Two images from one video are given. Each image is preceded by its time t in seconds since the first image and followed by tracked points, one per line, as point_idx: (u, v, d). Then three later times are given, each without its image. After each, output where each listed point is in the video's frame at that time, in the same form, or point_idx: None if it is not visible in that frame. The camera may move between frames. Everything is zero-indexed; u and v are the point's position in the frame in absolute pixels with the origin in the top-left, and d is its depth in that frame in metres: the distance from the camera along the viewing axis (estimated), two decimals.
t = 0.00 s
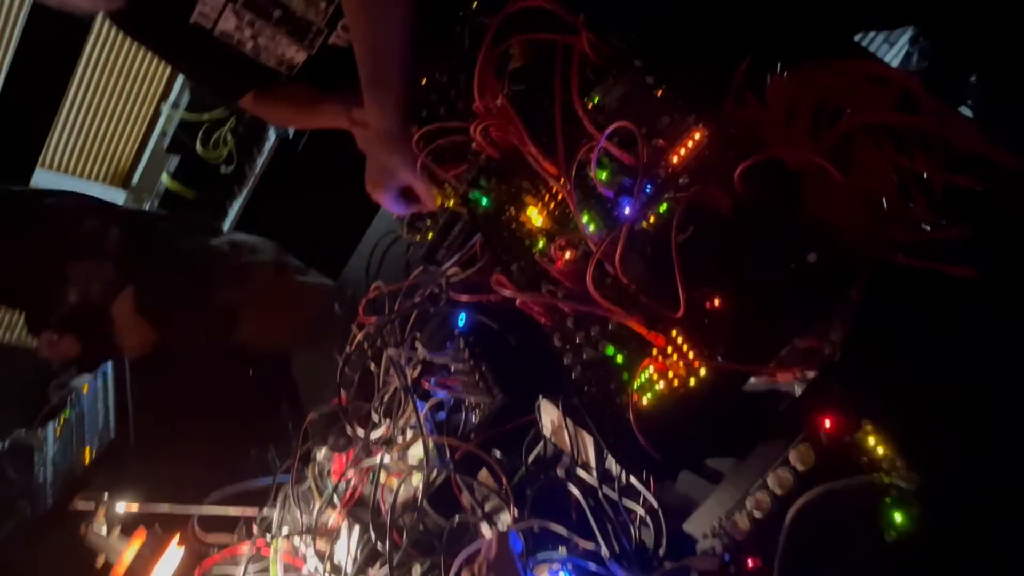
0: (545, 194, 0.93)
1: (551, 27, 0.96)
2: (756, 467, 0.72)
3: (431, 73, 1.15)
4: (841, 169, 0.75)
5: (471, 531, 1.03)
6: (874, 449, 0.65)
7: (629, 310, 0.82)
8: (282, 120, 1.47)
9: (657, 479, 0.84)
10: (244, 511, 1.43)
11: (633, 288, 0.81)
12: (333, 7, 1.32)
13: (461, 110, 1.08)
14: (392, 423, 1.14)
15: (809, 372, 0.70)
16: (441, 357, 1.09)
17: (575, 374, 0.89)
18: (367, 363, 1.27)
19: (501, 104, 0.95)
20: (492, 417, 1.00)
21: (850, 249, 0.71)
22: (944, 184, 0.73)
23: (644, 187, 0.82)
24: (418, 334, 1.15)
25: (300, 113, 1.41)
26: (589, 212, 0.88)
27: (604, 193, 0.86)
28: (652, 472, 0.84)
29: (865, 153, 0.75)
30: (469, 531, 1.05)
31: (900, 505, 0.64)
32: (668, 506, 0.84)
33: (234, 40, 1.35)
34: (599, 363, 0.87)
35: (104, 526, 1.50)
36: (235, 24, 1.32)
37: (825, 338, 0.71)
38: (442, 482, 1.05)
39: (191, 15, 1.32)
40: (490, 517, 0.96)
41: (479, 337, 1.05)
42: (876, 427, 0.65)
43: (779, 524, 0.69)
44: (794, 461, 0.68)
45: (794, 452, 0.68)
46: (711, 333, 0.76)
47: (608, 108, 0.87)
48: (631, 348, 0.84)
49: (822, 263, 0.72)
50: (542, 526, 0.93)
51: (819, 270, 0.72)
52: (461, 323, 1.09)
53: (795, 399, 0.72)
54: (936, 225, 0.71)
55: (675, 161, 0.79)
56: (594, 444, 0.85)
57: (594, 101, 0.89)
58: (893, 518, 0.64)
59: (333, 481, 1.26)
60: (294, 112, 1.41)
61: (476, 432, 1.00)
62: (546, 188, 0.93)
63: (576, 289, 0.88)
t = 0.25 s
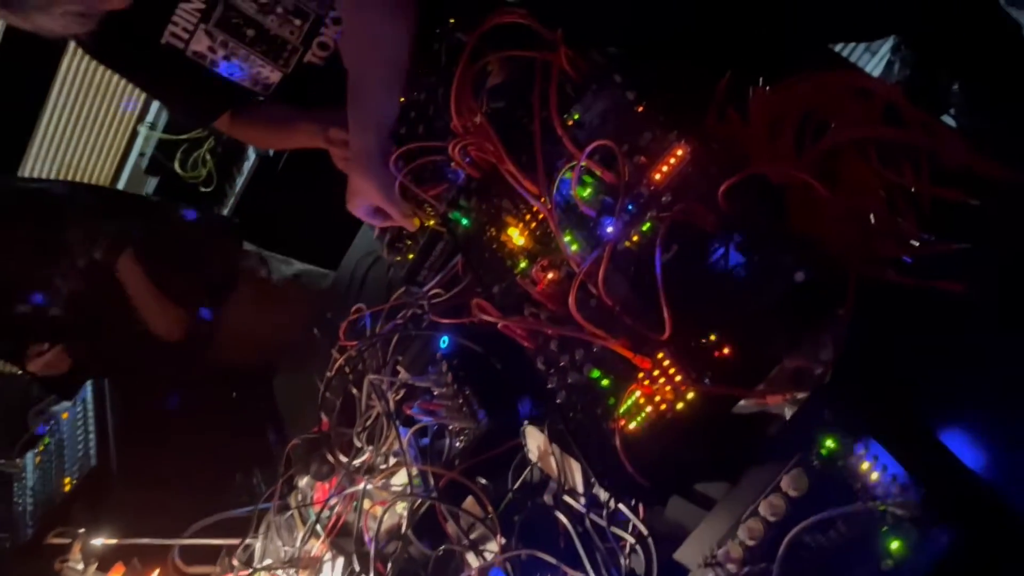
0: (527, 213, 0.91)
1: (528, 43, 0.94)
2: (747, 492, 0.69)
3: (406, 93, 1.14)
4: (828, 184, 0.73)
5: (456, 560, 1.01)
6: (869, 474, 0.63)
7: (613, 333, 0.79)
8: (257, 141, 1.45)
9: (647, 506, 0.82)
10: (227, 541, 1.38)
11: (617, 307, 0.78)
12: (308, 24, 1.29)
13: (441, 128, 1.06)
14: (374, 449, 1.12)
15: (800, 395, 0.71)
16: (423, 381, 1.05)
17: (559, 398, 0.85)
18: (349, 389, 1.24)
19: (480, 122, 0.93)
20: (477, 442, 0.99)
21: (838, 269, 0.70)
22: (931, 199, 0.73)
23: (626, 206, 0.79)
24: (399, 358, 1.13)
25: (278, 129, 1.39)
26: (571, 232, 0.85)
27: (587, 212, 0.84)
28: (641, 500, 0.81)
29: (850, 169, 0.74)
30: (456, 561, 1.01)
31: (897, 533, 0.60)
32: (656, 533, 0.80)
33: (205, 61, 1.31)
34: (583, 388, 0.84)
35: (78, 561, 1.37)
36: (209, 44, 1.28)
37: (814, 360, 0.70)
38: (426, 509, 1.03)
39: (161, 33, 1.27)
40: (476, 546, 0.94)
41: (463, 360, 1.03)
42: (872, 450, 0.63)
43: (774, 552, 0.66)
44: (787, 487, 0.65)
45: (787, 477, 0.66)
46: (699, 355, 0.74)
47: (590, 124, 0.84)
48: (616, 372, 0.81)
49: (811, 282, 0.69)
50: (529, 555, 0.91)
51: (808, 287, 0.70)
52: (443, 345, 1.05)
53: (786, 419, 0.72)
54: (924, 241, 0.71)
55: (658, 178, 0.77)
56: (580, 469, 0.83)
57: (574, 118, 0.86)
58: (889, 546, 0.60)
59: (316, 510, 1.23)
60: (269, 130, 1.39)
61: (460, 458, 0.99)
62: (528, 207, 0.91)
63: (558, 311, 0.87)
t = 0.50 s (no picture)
0: (500, 216, 0.88)
1: (502, 37, 0.89)
2: (717, 509, 0.67)
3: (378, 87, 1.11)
4: (808, 193, 0.71)
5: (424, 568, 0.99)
6: (846, 498, 0.62)
7: (587, 344, 0.76)
8: (223, 134, 1.40)
9: (619, 518, 0.80)
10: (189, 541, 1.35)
11: (591, 317, 0.75)
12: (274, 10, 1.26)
13: (412, 124, 1.03)
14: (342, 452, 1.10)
15: (777, 410, 0.68)
16: (391, 386, 1.01)
17: (531, 409, 0.82)
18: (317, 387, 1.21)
19: (452, 120, 0.89)
20: (449, 448, 0.97)
21: (820, 288, 0.66)
22: (917, 214, 0.71)
23: (603, 211, 0.75)
24: (368, 359, 1.09)
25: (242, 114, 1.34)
26: (544, 235, 0.82)
27: (562, 216, 0.80)
28: (613, 513, 0.79)
29: (833, 178, 0.71)
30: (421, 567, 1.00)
31: (872, 559, 0.60)
32: (627, 547, 0.79)
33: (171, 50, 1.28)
34: (554, 399, 0.80)
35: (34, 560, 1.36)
36: (172, 33, 1.25)
37: (791, 374, 0.68)
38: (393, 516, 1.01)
39: (123, 26, 1.25)
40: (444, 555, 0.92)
41: (435, 366, 1.00)
42: (846, 475, 0.62)
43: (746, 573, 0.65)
44: (759, 508, 0.64)
45: (760, 498, 0.64)
46: (673, 366, 0.72)
47: (566, 125, 0.80)
48: (589, 384, 0.77)
49: (787, 296, 0.67)
50: (498, 567, 0.88)
51: (785, 301, 0.67)
52: (413, 348, 1.01)
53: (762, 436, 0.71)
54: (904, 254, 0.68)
55: (633, 184, 0.75)
56: (551, 480, 0.82)
57: (550, 117, 0.81)
58: (864, 571, 0.60)
59: (281, 512, 1.18)
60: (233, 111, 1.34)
61: (430, 465, 0.98)
62: (501, 209, 0.88)
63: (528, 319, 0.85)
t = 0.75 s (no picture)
0: (484, 171, 0.86)
1: None
2: (688, 482, 0.67)
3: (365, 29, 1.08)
4: (800, 168, 0.69)
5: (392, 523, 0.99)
6: (817, 478, 0.61)
7: (564, 309, 0.75)
8: (179, 100, 1.58)
9: (589, 483, 0.80)
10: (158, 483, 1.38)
11: (571, 281, 0.74)
12: None
13: (399, 70, 1.00)
14: (315, 402, 1.08)
15: (756, 387, 0.67)
16: (366, 338, 1.00)
17: (506, 370, 0.83)
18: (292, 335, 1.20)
19: (440, 70, 0.87)
20: (423, 404, 0.97)
21: (804, 263, 0.65)
22: (910, 193, 0.68)
23: (589, 172, 0.73)
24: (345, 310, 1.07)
25: (198, 76, 1.50)
26: (528, 195, 0.80)
27: (546, 176, 0.78)
28: (583, 478, 0.79)
29: (827, 154, 0.69)
30: (392, 524, 0.99)
31: (839, 539, 0.60)
32: (595, 513, 0.78)
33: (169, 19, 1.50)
34: (531, 363, 0.80)
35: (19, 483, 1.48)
36: None
37: (772, 348, 0.66)
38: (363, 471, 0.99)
39: None
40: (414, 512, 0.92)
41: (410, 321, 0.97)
42: (819, 454, 0.61)
43: (713, 546, 0.65)
44: (731, 483, 0.64)
45: (731, 473, 0.64)
46: (652, 337, 0.71)
47: (557, 80, 0.78)
48: (564, 348, 0.77)
49: (774, 272, 0.65)
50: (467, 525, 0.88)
51: (773, 276, 0.66)
52: (391, 301, 0.99)
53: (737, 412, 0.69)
54: (896, 236, 0.66)
55: (624, 146, 0.72)
56: (523, 443, 0.82)
57: (541, 71, 0.79)
58: (830, 552, 0.60)
59: (252, 458, 1.19)
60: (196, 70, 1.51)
61: (404, 421, 0.97)
62: (485, 165, 0.85)
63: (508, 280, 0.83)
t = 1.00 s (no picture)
0: (493, 115, 0.84)
1: None
2: (679, 440, 0.67)
3: None
4: (813, 130, 0.68)
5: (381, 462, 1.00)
6: (807, 443, 0.60)
7: (565, 258, 0.75)
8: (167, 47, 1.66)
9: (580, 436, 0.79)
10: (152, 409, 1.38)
11: (573, 232, 0.74)
12: None
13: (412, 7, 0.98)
14: (311, 338, 1.07)
15: (753, 347, 0.64)
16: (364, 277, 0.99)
17: (502, 320, 0.83)
18: (291, 271, 1.20)
19: (454, 9, 0.85)
20: (418, 347, 0.97)
21: (811, 225, 0.64)
22: (923, 160, 0.67)
23: (599, 121, 0.73)
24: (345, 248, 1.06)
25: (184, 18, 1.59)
26: (535, 142, 0.79)
27: (555, 123, 0.77)
28: (574, 430, 0.79)
29: (843, 114, 0.69)
30: (382, 463, 1.00)
31: (827, 507, 0.58)
32: (584, 465, 0.77)
33: None
34: (528, 312, 0.81)
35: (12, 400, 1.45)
36: None
37: (772, 312, 0.64)
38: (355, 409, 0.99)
39: None
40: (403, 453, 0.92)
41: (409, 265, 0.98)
42: (812, 419, 0.60)
43: (700, 505, 0.64)
44: (722, 443, 0.63)
45: (723, 434, 0.63)
46: (652, 293, 0.70)
47: (573, 28, 0.78)
48: (564, 299, 0.78)
49: (782, 232, 0.65)
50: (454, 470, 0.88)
51: (780, 238, 0.65)
52: (391, 242, 1.00)
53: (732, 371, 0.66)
54: (906, 205, 0.65)
55: (635, 98, 0.71)
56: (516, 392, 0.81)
57: (557, 16, 0.80)
58: (817, 519, 0.59)
59: (246, 391, 1.19)
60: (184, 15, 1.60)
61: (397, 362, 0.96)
62: (494, 109, 0.84)
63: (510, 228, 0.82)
